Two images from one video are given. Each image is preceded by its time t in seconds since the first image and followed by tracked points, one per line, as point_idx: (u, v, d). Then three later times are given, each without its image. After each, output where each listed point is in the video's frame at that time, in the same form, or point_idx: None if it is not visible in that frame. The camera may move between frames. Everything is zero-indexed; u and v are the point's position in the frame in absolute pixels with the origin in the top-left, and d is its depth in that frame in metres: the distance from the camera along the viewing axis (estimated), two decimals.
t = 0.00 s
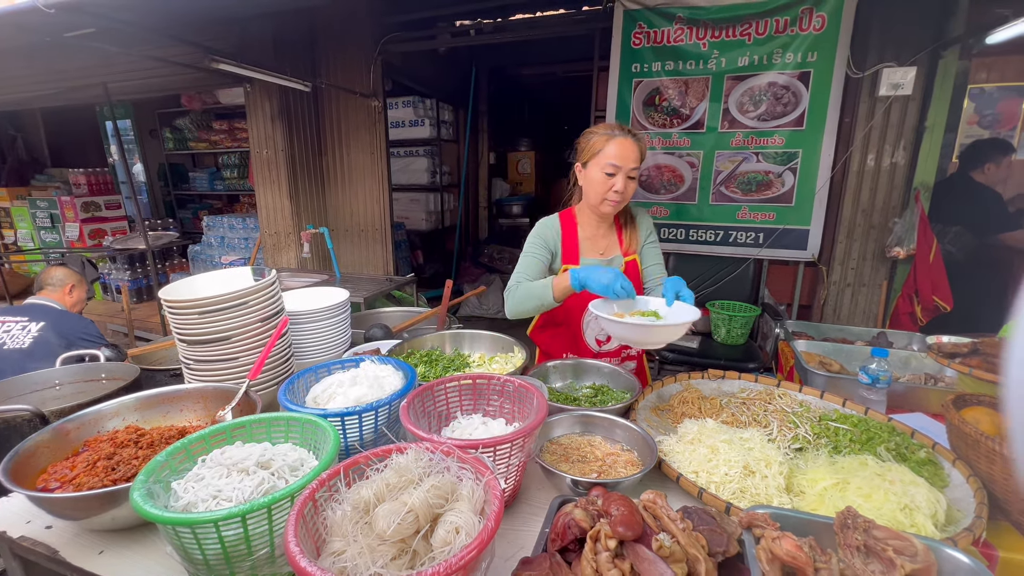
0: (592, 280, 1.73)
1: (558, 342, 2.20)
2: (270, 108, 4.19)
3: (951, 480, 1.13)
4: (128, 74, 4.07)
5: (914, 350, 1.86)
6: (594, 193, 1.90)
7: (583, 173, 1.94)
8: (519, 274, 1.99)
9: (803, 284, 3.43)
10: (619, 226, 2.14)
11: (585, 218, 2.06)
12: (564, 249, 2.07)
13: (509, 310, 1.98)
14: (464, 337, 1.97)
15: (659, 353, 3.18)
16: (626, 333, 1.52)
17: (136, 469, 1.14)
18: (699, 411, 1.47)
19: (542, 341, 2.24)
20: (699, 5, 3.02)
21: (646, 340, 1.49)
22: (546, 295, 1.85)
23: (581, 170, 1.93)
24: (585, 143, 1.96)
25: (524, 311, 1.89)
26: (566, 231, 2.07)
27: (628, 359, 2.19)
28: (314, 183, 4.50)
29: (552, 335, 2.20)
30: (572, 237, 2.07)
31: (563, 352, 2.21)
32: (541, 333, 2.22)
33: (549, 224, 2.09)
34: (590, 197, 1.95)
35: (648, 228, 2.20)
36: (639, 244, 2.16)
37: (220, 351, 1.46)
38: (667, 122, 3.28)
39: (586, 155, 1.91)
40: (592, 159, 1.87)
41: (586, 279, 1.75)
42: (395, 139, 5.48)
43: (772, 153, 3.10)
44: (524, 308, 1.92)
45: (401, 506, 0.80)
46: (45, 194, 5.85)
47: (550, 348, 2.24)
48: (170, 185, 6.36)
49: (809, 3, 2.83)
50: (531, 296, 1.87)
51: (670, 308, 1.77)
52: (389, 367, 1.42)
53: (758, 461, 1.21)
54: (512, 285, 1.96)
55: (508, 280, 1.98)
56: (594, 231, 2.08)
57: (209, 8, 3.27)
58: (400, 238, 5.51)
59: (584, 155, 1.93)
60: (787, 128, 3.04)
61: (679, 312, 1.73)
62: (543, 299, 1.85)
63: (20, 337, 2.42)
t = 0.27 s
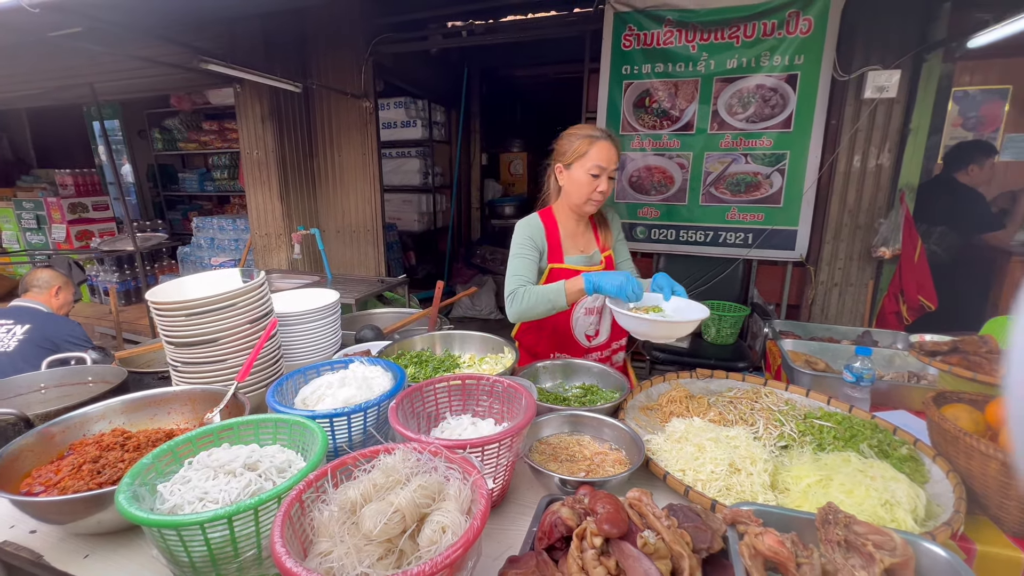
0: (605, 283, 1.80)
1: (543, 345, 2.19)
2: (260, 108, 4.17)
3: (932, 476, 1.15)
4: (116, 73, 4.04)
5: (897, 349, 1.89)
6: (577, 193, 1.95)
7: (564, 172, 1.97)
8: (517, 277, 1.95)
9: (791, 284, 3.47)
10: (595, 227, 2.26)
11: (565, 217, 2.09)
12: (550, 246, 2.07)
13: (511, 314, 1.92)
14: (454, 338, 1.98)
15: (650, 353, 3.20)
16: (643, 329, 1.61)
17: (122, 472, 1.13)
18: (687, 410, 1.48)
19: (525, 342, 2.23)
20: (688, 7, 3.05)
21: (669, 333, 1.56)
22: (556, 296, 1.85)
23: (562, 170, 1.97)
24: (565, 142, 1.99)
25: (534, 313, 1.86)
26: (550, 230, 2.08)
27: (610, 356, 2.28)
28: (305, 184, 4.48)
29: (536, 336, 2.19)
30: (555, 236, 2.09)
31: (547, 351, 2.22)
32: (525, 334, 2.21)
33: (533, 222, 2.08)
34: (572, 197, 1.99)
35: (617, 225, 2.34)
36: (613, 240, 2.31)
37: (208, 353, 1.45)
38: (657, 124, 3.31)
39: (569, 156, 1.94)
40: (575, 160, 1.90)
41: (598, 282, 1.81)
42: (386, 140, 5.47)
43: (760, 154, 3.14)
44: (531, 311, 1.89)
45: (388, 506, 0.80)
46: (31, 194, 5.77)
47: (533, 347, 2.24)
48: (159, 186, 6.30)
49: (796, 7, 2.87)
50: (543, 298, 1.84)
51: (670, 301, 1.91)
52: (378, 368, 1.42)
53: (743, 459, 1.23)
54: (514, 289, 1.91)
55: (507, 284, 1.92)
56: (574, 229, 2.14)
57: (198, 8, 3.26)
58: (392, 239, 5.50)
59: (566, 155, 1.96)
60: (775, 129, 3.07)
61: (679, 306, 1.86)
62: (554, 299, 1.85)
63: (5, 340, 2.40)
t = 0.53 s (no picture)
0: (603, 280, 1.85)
1: (530, 339, 2.18)
2: (247, 109, 4.14)
3: (907, 471, 1.18)
4: (100, 73, 3.98)
5: (877, 347, 1.93)
6: (571, 192, 2.02)
7: (556, 173, 2.00)
8: (514, 282, 1.91)
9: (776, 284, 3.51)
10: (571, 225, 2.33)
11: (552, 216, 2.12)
12: (538, 246, 2.07)
13: (514, 318, 1.87)
14: (441, 339, 1.98)
15: (638, 353, 3.22)
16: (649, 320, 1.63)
17: (104, 476, 1.12)
18: (671, 409, 1.50)
19: (510, 338, 2.21)
20: (674, 11, 3.09)
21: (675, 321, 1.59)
22: (559, 298, 1.85)
23: (555, 170, 1.99)
24: (549, 142, 2.01)
25: (539, 316, 1.85)
26: (536, 230, 2.08)
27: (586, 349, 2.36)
28: (293, 185, 4.45)
29: (522, 332, 2.18)
30: (541, 236, 2.10)
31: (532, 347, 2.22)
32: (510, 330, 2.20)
33: (520, 223, 2.05)
34: (563, 196, 2.05)
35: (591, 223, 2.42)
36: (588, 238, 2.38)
37: (193, 356, 1.44)
38: (645, 126, 3.34)
39: (559, 157, 1.97)
40: (569, 160, 1.96)
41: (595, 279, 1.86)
42: (375, 141, 5.46)
43: (745, 156, 3.18)
44: (533, 314, 1.87)
45: (370, 506, 0.81)
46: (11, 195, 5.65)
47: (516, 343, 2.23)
48: (145, 187, 6.22)
49: (780, 11, 2.92)
50: (545, 300, 1.83)
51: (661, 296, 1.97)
52: (365, 370, 1.42)
53: (724, 457, 1.25)
54: (514, 294, 1.88)
55: (505, 290, 1.88)
56: (557, 228, 2.18)
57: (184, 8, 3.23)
58: (382, 240, 5.48)
59: (555, 156, 1.99)
60: (760, 132, 3.12)
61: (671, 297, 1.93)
62: (558, 301, 1.84)
63: None
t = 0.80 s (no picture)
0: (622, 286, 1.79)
1: (535, 337, 2.18)
2: (233, 109, 4.10)
3: (884, 466, 1.20)
4: (81, 72, 3.91)
5: (858, 345, 1.97)
6: (565, 192, 2.03)
7: (549, 174, 1.99)
8: (529, 280, 1.80)
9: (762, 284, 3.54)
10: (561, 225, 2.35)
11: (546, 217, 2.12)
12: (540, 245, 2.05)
13: (530, 319, 1.76)
14: (428, 339, 1.98)
15: (626, 353, 3.24)
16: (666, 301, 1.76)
17: (81, 482, 1.10)
18: (656, 407, 1.52)
19: (514, 337, 2.20)
20: (660, 13, 3.11)
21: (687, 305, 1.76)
22: (579, 298, 1.79)
23: (548, 171, 1.98)
24: (538, 144, 2.00)
25: (558, 315, 1.75)
26: (536, 229, 2.05)
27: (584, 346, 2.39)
28: (281, 186, 4.41)
29: (527, 330, 2.17)
30: (540, 235, 2.08)
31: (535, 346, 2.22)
32: (514, 328, 2.18)
33: (522, 222, 1.99)
34: (555, 196, 2.06)
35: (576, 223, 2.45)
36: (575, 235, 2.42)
37: (175, 358, 1.42)
38: (632, 127, 3.36)
39: (551, 158, 1.97)
40: (563, 161, 1.97)
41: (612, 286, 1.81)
42: (364, 142, 5.44)
43: (731, 157, 3.22)
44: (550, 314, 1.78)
45: (352, 507, 0.81)
46: None
47: (519, 343, 2.22)
48: (129, 188, 6.13)
49: (763, 14, 2.95)
50: (564, 300, 1.76)
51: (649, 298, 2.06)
52: (350, 371, 1.42)
53: (707, 454, 1.26)
54: (533, 292, 1.76)
55: (522, 288, 1.76)
56: (551, 228, 2.19)
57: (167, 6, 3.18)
58: (371, 241, 5.44)
59: (547, 157, 1.97)
60: (745, 133, 3.16)
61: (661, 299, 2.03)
62: (578, 299, 1.78)
63: None
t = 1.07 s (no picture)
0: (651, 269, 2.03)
1: (553, 333, 2.23)
2: (217, 109, 4.05)
3: (863, 462, 1.23)
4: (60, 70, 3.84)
5: (839, 343, 2.01)
6: (573, 195, 2.07)
7: (558, 178, 2.02)
8: (569, 278, 1.79)
9: (747, 283, 3.57)
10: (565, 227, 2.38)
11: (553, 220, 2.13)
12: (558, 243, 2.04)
13: (578, 314, 1.78)
14: (415, 341, 1.98)
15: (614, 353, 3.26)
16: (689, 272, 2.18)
17: (58, 488, 1.09)
18: (641, 407, 1.53)
19: (530, 334, 2.22)
20: (646, 16, 3.14)
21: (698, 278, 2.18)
22: (618, 291, 1.86)
23: (557, 175, 2.00)
24: (544, 149, 2.03)
25: (602, 310, 1.80)
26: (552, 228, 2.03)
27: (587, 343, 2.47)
28: (267, 187, 4.37)
29: (545, 326, 2.21)
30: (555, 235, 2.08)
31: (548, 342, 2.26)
32: (532, 325, 2.20)
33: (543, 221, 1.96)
34: (563, 199, 2.08)
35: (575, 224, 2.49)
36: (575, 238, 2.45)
37: (156, 362, 1.40)
38: (619, 128, 3.38)
39: (560, 162, 1.99)
40: (571, 164, 2.00)
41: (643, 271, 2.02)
42: (351, 143, 5.40)
43: (716, 158, 3.25)
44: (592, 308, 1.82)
45: (334, 510, 0.80)
46: None
47: (533, 339, 2.24)
48: (111, 189, 6.02)
49: (747, 17, 2.99)
50: (610, 293, 1.83)
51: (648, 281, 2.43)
52: (335, 374, 1.41)
53: (691, 452, 1.27)
54: (579, 289, 1.77)
55: (569, 286, 1.75)
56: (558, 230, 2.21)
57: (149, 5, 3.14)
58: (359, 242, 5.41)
59: (556, 161, 2.00)
60: (730, 135, 3.20)
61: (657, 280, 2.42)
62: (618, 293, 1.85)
63: None
